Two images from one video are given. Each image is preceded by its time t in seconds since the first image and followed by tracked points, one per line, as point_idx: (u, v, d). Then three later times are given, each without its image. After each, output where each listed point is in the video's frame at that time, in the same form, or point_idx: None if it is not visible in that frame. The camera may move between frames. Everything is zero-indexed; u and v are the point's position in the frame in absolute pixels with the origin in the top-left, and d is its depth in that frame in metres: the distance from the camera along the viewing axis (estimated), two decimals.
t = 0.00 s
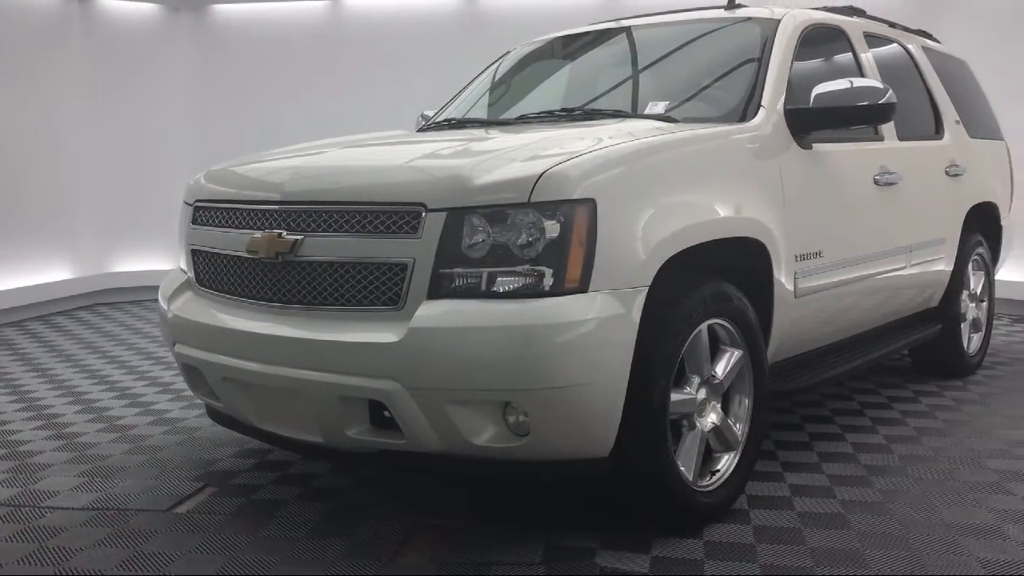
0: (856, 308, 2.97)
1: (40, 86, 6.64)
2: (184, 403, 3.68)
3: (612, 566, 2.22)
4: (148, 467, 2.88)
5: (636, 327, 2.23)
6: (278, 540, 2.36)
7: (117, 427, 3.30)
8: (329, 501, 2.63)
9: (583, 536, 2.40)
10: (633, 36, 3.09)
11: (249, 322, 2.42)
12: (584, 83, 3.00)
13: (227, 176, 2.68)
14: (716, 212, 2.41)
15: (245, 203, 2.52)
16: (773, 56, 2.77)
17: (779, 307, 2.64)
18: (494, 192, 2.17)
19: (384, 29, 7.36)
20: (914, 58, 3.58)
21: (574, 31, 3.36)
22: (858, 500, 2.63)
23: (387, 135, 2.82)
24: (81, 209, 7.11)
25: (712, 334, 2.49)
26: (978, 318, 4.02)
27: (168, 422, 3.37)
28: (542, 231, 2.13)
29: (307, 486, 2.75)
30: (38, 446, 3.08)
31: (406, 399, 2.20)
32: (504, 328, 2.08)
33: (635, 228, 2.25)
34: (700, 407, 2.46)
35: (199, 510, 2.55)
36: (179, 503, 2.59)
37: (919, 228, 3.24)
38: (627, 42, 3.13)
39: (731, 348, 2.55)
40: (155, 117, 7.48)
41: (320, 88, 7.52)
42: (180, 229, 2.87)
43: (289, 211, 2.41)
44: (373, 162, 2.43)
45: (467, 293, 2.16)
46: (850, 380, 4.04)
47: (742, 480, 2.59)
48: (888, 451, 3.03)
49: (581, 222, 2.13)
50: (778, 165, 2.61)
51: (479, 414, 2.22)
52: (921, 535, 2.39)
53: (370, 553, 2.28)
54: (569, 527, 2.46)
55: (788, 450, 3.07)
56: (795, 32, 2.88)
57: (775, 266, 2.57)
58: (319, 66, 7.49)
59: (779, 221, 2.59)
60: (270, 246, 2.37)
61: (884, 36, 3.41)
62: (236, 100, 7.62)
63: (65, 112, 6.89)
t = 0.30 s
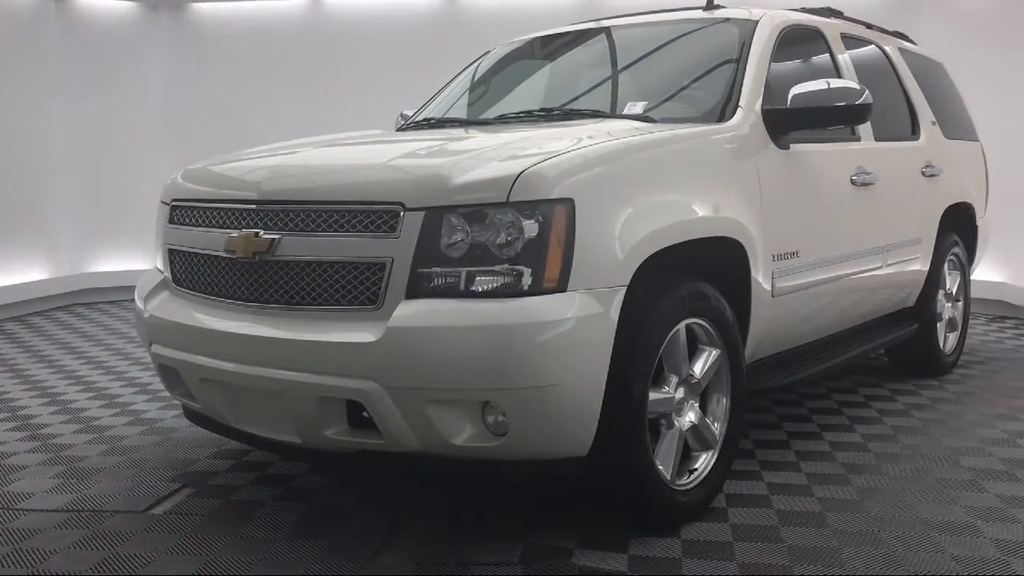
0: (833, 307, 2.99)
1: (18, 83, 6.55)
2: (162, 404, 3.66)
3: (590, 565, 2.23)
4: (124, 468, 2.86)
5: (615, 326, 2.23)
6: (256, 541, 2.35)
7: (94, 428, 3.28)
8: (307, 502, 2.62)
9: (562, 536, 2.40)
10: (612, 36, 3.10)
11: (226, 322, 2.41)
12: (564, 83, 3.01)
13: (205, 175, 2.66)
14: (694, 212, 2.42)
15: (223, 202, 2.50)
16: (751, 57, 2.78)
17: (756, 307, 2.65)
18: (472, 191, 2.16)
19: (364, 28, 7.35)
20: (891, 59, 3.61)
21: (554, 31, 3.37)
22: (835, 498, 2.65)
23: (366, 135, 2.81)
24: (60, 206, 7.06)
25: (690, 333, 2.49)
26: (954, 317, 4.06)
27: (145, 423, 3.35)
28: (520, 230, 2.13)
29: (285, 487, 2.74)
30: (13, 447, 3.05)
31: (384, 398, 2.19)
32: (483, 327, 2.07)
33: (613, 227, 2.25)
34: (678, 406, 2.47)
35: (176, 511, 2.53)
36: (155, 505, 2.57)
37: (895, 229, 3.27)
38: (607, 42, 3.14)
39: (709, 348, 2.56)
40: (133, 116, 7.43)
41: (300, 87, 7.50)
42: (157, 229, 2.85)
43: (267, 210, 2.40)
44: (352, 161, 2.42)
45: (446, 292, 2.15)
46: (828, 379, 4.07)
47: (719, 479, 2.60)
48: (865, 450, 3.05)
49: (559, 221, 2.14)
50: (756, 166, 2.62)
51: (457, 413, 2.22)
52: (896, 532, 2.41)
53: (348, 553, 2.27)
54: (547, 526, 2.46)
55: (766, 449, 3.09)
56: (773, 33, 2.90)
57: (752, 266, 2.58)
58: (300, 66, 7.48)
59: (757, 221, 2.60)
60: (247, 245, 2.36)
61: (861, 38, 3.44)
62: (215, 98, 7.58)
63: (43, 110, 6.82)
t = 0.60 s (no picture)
0: (809, 306, 3.01)
1: None
2: (137, 404, 3.64)
3: (568, 563, 2.23)
4: (99, 469, 2.84)
5: (592, 325, 2.24)
6: (233, 541, 2.34)
7: (69, 429, 3.25)
8: (282, 502, 2.61)
9: (540, 534, 2.41)
10: (591, 36, 3.11)
11: (203, 321, 2.39)
12: (542, 82, 3.01)
13: (181, 173, 2.64)
14: (671, 211, 2.43)
15: (199, 200, 2.49)
16: (727, 57, 2.80)
17: (733, 306, 2.67)
18: (450, 190, 2.16)
19: (343, 26, 7.34)
20: (867, 61, 3.64)
21: (533, 30, 3.37)
22: (810, 495, 2.67)
23: (343, 134, 2.81)
24: (36, 204, 6.97)
25: (667, 332, 2.51)
26: (929, 317, 4.10)
27: (121, 423, 3.33)
28: (498, 229, 2.13)
29: (262, 488, 2.73)
30: None
31: (360, 397, 2.18)
32: (460, 326, 2.07)
33: (590, 227, 2.25)
34: (655, 404, 2.47)
35: (151, 511, 2.52)
36: (130, 506, 2.56)
37: (871, 228, 3.30)
38: (586, 42, 3.15)
39: (686, 346, 2.57)
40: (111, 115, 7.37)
41: (279, 87, 7.48)
42: (132, 228, 2.83)
43: (243, 209, 2.38)
44: (328, 159, 2.41)
45: (424, 291, 2.15)
46: (805, 378, 4.10)
47: (697, 478, 2.62)
48: (841, 448, 3.07)
49: (536, 221, 2.14)
50: (733, 165, 2.64)
51: (435, 412, 2.22)
52: (871, 529, 2.43)
53: (324, 552, 2.27)
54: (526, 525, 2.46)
55: (743, 447, 3.11)
56: (750, 33, 2.92)
57: (729, 265, 2.60)
58: (279, 66, 7.45)
59: (733, 220, 2.61)
60: (223, 244, 2.34)
61: (838, 39, 3.46)
62: (192, 98, 7.53)
63: (21, 109, 6.74)
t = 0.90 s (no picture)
0: (788, 308, 3.04)
1: None
2: (114, 406, 3.61)
3: (548, 565, 2.23)
4: (76, 471, 2.82)
5: (572, 327, 2.24)
6: (211, 544, 2.32)
7: (45, 432, 3.22)
8: (261, 505, 2.60)
9: (519, 536, 2.41)
10: (572, 38, 3.11)
11: (181, 324, 2.38)
12: (524, 84, 3.02)
13: (159, 174, 2.62)
14: (651, 212, 2.44)
15: (178, 201, 2.47)
16: (707, 60, 2.81)
17: (712, 308, 2.68)
18: (430, 192, 2.16)
19: (325, 26, 7.33)
20: (845, 64, 3.67)
21: (514, 33, 3.38)
22: (789, 496, 2.69)
23: (323, 135, 2.80)
24: (14, 204, 6.91)
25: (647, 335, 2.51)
26: (906, 319, 4.14)
27: (97, 426, 3.30)
28: (478, 230, 2.12)
29: (241, 490, 2.71)
30: None
31: (339, 400, 2.17)
32: (440, 328, 2.07)
33: (570, 229, 2.25)
34: (635, 406, 2.48)
35: (129, 515, 2.49)
36: (107, 509, 2.53)
37: (849, 231, 3.33)
38: (567, 44, 3.15)
39: (666, 348, 2.58)
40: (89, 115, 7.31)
41: (259, 87, 7.45)
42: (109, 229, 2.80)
43: (222, 210, 2.37)
44: (308, 160, 2.40)
45: (403, 293, 2.14)
46: (784, 379, 4.13)
47: (676, 479, 2.62)
48: (820, 449, 3.09)
49: (516, 223, 2.14)
50: (712, 168, 2.65)
51: (415, 415, 2.21)
52: (850, 529, 2.44)
53: (302, 555, 2.26)
54: (505, 527, 2.46)
55: (722, 448, 3.12)
56: (729, 36, 2.94)
57: (709, 267, 2.61)
58: (261, 65, 7.42)
59: (713, 223, 2.63)
60: (202, 246, 2.33)
61: (816, 43, 3.49)
62: (171, 97, 7.48)
63: None
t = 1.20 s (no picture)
0: (767, 311, 3.06)
1: None
2: (92, 411, 3.59)
3: (528, 568, 2.23)
4: (53, 476, 2.80)
5: (552, 330, 2.24)
6: (190, 549, 2.31)
7: (21, 437, 3.20)
8: (240, 509, 2.59)
9: (499, 539, 2.41)
10: (553, 43, 3.13)
11: (160, 327, 2.36)
12: (505, 88, 3.02)
13: (138, 176, 2.61)
14: (631, 216, 2.45)
15: (157, 204, 2.46)
16: (687, 65, 2.83)
17: (692, 311, 2.69)
18: (410, 195, 2.15)
19: (307, 28, 7.31)
20: (824, 69, 3.71)
21: (495, 37, 3.39)
22: (768, 498, 2.70)
23: (303, 138, 2.80)
24: None
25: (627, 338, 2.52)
26: (884, 322, 4.17)
27: (74, 431, 3.28)
28: (458, 234, 2.12)
29: (219, 495, 2.70)
30: None
31: (318, 403, 2.17)
32: (421, 331, 2.06)
33: (550, 232, 2.26)
34: (615, 409, 2.49)
35: (106, 520, 2.48)
36: (85, 514, 2.51)
37: (828, 235, 3.36)
38: (548, 49, 3.16)
39: (646, 351, 2.59)
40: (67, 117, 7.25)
41: (240, 89, 7.42)
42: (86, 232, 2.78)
43: (201, 213, 2.36)
44: (287, 164, 2.40)
45: (383, 296, 2.14)
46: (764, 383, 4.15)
47: (656, 482, 2.64)
48: (799, 451, 3.11)
49: (497, 226, 2.14)
50: (692, 172, 2.67)
51: (395, 418, 2.21)
52: (828, 531, 2.46)
53: (282, 559, 2.25)
54: (485, 531, 2.46)
55: (702, 451, 3.14)
56: (709, 42, 2.96)
57: (688, 271, 2.63)
58: (241, 67, 7.39)
59: (692, 227, 2.64)
60: (181, 249, 2.32)
61: (795, 48, 3.52)
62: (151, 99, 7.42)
63: None
